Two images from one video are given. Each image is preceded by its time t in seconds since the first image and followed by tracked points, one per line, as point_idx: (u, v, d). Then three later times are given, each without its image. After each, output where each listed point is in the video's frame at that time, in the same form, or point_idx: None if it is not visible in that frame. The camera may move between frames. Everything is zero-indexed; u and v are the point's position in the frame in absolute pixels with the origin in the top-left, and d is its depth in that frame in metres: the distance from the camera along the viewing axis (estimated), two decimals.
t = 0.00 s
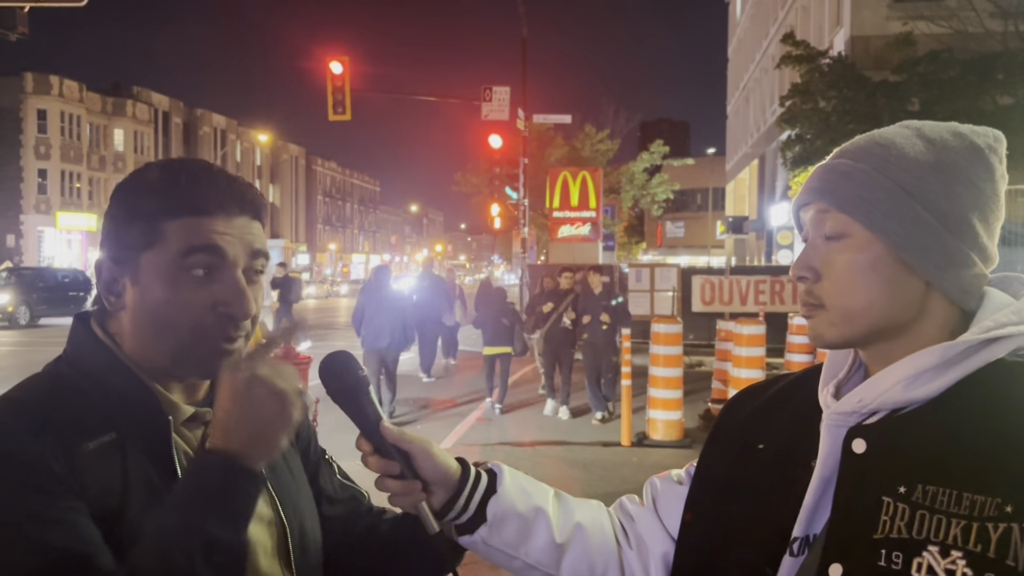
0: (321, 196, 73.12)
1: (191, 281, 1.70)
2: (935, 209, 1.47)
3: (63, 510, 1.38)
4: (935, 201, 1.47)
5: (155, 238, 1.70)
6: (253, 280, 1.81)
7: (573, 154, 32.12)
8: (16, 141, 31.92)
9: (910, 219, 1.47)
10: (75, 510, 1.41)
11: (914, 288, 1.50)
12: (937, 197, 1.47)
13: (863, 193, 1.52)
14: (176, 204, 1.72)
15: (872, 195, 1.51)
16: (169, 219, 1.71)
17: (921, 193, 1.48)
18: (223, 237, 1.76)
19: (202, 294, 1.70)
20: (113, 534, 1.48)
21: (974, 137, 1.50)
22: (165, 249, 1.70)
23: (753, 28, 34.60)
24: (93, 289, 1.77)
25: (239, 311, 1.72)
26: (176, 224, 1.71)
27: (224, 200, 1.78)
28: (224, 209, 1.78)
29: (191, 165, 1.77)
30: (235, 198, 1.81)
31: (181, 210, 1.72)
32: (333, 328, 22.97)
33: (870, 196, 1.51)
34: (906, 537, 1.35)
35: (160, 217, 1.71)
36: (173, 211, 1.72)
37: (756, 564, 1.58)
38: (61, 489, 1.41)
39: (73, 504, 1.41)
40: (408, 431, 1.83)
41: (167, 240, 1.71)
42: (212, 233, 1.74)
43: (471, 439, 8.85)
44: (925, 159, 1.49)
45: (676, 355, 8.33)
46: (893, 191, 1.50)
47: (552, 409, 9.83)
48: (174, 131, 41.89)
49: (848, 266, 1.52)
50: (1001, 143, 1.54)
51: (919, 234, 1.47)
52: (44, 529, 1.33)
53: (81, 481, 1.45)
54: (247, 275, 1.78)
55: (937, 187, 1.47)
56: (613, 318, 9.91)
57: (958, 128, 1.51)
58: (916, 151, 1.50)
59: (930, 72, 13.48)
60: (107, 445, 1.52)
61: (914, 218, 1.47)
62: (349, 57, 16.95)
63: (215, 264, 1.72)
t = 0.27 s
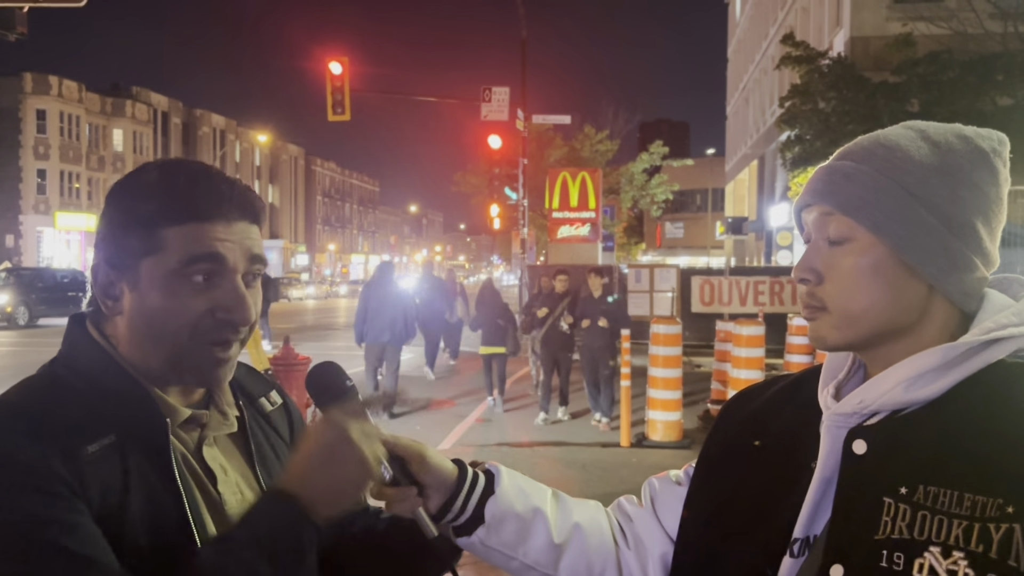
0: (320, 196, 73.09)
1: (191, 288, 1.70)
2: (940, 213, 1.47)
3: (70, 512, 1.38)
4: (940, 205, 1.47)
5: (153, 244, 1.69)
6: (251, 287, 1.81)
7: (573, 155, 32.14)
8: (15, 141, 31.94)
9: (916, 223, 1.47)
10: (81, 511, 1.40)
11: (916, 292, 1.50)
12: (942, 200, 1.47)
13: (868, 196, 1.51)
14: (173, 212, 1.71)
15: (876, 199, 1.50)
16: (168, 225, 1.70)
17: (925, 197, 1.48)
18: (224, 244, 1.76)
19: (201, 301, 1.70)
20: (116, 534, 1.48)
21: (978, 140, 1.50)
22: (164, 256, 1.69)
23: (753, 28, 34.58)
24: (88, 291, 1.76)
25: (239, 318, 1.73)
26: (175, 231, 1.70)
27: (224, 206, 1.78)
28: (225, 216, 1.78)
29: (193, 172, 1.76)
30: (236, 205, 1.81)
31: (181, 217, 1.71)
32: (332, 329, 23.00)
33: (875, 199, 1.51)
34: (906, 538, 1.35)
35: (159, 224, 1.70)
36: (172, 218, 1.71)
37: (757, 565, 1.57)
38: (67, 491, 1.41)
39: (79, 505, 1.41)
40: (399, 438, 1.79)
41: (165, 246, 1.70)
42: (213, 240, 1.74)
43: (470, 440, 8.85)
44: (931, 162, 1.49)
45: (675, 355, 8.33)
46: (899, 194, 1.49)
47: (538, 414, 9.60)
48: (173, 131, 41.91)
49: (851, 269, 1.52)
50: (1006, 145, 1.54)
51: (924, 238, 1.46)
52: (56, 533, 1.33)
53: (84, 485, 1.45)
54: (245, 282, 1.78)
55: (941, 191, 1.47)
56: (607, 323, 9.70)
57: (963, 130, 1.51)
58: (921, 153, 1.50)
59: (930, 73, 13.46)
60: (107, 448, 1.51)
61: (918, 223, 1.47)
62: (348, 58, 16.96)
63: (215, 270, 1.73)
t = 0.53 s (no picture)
0: (320, 197, 73.07)
1: (184, 280, 1.70)
2: (941, 215, 1.47)
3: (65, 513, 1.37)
4: (941, 207, 1.47)
5: (146, 238, 1.69)
6: (244, 279, 1.82)
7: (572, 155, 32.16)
8: (15, 141, 31.96)
9: (917, 224, 1.47)
10: (76, 512, 1.40)
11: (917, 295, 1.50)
12: (945, 204, 1.47)
13: (870, 197, 1.51)
14: (166, 205, 1.71)
15: (879, 201, 1.50)
16: (161, 219, 1.70)
17: (929, 200, 1.47)
18: (217, 237, 1.76)
19: (195, 295, 1.70)
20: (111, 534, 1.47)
21: (984, 140, 1.49)
22: (158, 251, 1.69)
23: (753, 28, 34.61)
24: (81, 289, 1.76)
25: (233, 310, 1.74)
26: (169, 225, 1.70)
27: (215, 198, 1.78)
28: (216, 206, 1.78)
29: (184, 162, 1.76)
30: (225, 193, 1.81)
31: (174, 210, 1.71)
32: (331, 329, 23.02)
33: (877, 201, 1.50)
34: (905, 535, 1.35)
35: (151, 218, 1.70)
36: (165, 212, 1.70)
37: (757, 563, 1.57)
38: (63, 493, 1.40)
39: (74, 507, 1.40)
40: (398, 437, 1.81)
41: (159, 241, 1.70)
42: (206, 233, 1.74)
43: (470, 439, 8.85)
44: (932, 162, 1.49)
45: (675, 355, 8.34)
46: (902, 197, 1.49)
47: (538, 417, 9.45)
48: (173, 131, 41.92)
49: (853, 271, 1.51)
50: (1012, 146, 1.53)
51: (926, 240, 1.46)
52: (51, 535, 1.33)
53: (80, 486, 1.44)
54: (239, 274, 1.79)
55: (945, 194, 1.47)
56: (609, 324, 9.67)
57: (965, 129, 1.50)
58: (922, 152, 1.50)
59: (930, 73, 13.47)
60: (101, 447, 1.50)
61: (921, 226, 1.46)
62: (347, 58, 16.95)
63: (209, 262, 1.73)
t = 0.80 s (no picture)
0: (319, 197, 73.05)
1: (172, 274, 1.71)
2: (952, 221, 1.47)
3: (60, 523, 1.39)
4: (951, 212, 1.47)
5: (132, 235, 1.70)
6: (234, 270, 1.82)
7: (572, 155, 32.18)
8: (14, 141, 31.98)
9: (924, 230, 1.47)
10: (69, 520, 1.41)
11: (922, 298, 1.49)
12: (952, 209, 1.47)
13: (878, 200, 1.52)
14: (152, 199, 1.71)
15: (886, 205, 1.50)
16: (147, 214, 1.70)
17: (935, 204, 1.48)
18: (203, 230, 1.77)
19: (185, 287, 1.72)
20: (108, 537, 1.48)
21: (992, 144, 1.49)
22: (145, 247, 1.70)
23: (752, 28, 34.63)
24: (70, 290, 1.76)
25: (224, 299, 1.76)
26: (154, 219, 1.71)
27: (199, 189, 1.78)
28: (199, 197, 1.78)
29: (162, 157, 1.75)
30: (208, 185, 1.81)
31: (160, 204, 1.72)
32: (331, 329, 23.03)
33: (886, 205, 1.50)
34: (906, 535, 1.35)
35: (137, 214, 1.70)
36: (151, 207, 1.71)
37: (757, 563, 1.57)
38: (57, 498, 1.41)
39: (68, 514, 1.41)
40: (394, 438, 1.86)
41: (145, 236, 1.70)
42: (193, 226, 1.75)
43: (469, 439, 8.85)
44: (942, 167, 1.49)
45: (674, 355, 8.36)
46: (909, 201, 1.49)
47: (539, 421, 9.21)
48: (172, 131, 41.91)
49: (857, 273, 1.52)
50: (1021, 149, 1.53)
51: (931, 246, 1.46)
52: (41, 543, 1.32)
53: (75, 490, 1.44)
54: (228, 265, 1.80)
55: (951, 198, 1.47)
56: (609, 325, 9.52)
57: (974, 133, 1.50)
58: (928, 156, 1.50)
59: (929, 73, 13.48)
60: (96, 450, 1.51)
61: (927, 231, 1.47)
62: (347, 58, 16.95)
63: (197, 256, 1.74)
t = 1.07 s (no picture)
0: (318, 196, 73.02)
1: (166, 268, 1.71)
2: (955, 227, 1.47)
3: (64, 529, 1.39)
4: (953, 217, 1.47)
5: (121, 232, 1.70)
6: (226, 260, 1.82)
7: (571, 155, 32.19)
8: (14, 140, 31.96)
9: (928, 235, 1.47)
10: (72, 528, 1.41)
11: (923, 303, 1.50)
12: (952, 212, 1.47)
13: (880, 206, 1.52)
14: (136, 194, 1.70)
15: (888, 212, 1.51)
16: (132, 210, 1.69)
17: (938, 209, 1.48)
18: (192, 221, 1.77)
19: (178, 279, 1.71)
20: (112, 543, 1.48)
21: (991, 146, 1.50)
22: (135, 244, 1.70)
23: (751, 28, 34.64)
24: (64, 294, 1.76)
25: (220, 287, 1.75)
26: (140, 214, 1.70)
27: (183, 179, 1.77)
28: (183, 189, 1.77)
29: (142, 152, 1.73)
30: (192, 173, 1.80)
31: (144, 198, 1.71)
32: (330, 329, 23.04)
33: (888, 212, 1.51)
34: (908, 540, 1.35)
35: (123, 210, 1.70)
36: (137, 201, 1.70)
37: (758, 564, 1.58)
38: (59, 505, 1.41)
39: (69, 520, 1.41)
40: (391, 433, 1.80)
41: (135, 233, 1.70)
42: (181, 219, 1.74)
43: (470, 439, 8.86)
44: (943, 172, 1.49)
45: (673, 355, 8.37)
46: (912, 206, 1.49)
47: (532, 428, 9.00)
48: (172, 131, 41.89)
49: (859, 278, 1.52)
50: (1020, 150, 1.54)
51: (935, 251, 1.47)
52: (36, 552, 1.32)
53: (77, 496, 1.44)
54: (220, 255, 1.80)
55: (952, 202, 1.48)
56: (603, 329, 9.16)
57: (974, 135, 1.51)
58: (929, 160, 1.50)
59: (928, 73, 13.49)
60: (98, 457, 1.50)
61: (930, 235, 1.47)
62: (346, 58, 16.94)
63: (188, 247, 1.74)
